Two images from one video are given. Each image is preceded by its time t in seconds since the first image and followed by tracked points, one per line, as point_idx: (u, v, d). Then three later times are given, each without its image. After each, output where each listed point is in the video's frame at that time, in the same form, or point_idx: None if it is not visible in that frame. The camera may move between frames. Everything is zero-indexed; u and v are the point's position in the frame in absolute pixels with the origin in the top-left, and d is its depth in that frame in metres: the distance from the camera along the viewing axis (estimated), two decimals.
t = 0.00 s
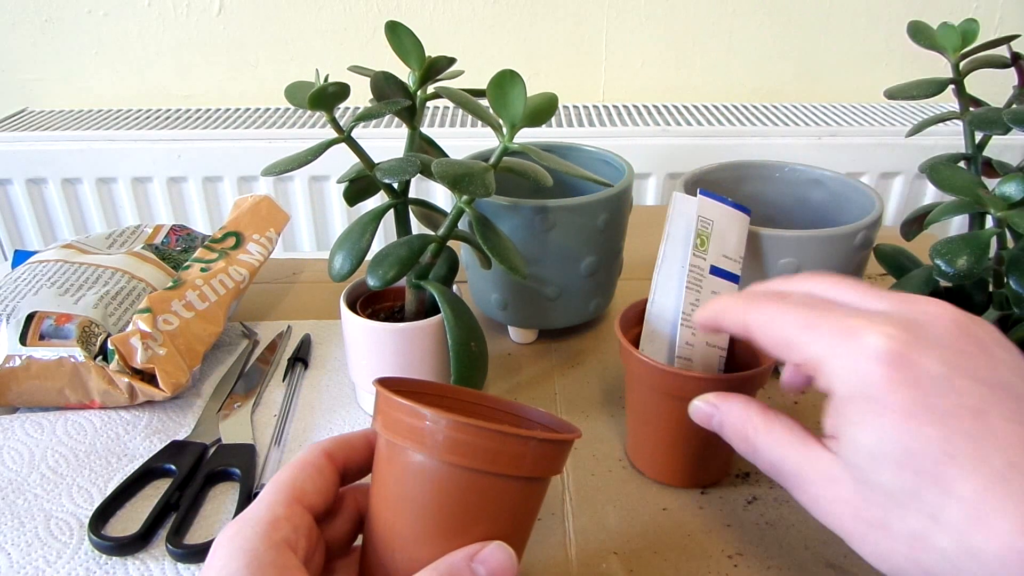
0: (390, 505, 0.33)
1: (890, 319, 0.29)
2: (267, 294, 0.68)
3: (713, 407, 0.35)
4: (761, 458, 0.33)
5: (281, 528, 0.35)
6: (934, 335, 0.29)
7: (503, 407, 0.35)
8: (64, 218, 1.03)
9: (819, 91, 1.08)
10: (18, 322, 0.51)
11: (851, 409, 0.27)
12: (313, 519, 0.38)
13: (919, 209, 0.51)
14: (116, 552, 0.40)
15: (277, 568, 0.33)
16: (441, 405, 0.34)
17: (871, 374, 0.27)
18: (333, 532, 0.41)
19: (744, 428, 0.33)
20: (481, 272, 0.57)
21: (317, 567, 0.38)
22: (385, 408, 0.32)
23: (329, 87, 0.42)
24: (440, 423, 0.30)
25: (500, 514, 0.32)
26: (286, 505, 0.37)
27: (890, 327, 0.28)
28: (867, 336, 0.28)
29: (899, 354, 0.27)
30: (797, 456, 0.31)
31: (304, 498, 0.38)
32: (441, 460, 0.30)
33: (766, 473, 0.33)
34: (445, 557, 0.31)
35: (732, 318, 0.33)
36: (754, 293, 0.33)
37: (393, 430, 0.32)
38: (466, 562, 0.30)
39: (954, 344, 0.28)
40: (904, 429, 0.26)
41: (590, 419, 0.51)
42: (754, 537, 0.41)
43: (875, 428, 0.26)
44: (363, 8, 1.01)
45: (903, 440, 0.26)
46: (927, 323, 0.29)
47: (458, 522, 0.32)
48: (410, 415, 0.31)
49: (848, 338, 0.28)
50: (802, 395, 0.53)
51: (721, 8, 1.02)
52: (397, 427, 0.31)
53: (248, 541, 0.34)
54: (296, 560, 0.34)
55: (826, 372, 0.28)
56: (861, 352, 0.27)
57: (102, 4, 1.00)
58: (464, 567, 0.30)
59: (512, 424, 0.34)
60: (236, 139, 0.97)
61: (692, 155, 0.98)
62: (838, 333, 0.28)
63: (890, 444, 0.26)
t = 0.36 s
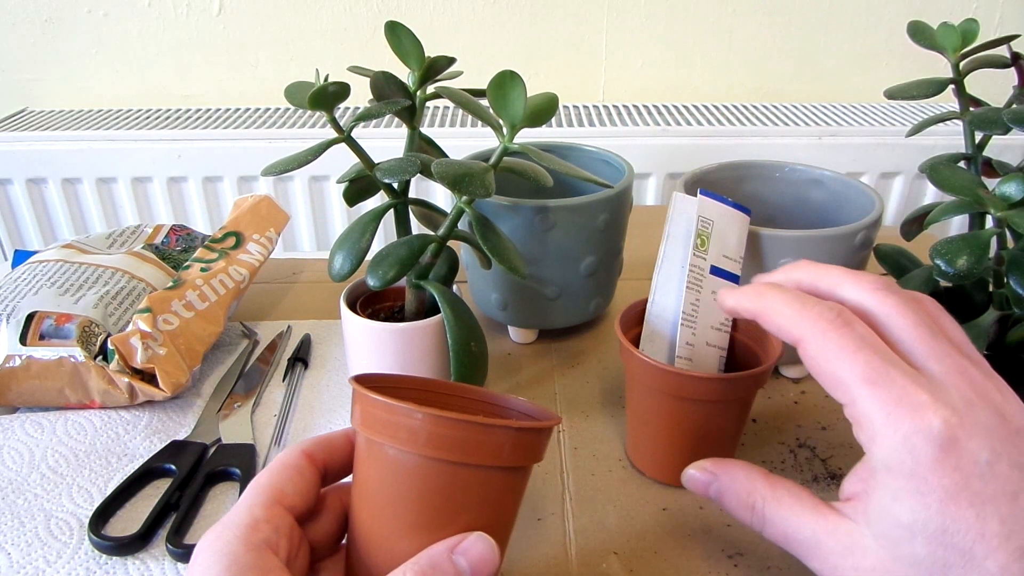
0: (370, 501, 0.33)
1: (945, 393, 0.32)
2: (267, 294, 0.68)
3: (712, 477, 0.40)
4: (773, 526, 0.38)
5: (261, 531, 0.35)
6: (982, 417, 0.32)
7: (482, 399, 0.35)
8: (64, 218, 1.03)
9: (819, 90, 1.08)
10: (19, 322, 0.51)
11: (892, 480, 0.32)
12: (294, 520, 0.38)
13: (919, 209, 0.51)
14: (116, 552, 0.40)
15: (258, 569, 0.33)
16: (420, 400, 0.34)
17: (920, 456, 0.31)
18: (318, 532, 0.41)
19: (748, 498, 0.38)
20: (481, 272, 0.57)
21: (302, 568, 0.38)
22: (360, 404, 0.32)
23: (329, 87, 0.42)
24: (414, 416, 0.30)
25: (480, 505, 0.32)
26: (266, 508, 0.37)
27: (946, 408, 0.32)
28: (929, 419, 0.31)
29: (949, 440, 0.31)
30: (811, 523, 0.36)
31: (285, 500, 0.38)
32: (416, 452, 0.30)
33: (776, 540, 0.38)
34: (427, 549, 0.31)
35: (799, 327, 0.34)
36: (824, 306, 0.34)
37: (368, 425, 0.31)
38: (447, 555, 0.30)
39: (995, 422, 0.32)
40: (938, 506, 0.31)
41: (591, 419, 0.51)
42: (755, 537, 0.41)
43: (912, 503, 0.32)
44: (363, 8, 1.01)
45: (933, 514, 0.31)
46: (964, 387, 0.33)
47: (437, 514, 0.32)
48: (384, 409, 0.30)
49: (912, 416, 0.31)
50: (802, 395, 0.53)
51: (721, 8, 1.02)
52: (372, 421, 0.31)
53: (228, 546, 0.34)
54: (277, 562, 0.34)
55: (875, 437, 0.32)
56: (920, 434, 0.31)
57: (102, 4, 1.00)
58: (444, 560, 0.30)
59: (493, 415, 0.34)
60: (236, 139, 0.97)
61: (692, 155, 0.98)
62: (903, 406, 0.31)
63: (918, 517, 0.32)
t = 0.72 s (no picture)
0: (365, 499, 0.33)
1: (958, 443, 0.32)
2: (267, 294, 0.68)
3: (717, 491, 0.39)
4: (771, 547, 0.38)
5: (255, 531, 0.35)
6: (991, 471, 0.32)
7: (474, 395, 0.35)
8: (64, 218, 1.03)
9: (819, 90, 1.08)
10: (19, 322, 0.51)
11: (893, 522, 0.33)
12: (290, 521, 0.38)
13: (919, 209, 0.51)
14: (116, 552, 0.40)
15: (253, 569, 0.33)
16: (415, 398, 0.34)
17: (926, 506, 0.32)
18: (315, 531, 0.41)
19: (749, 517, 0.38)
20: (481, 272, 0.57)
21: (298, 568, 0.38)
22: (353, 403, 0.32)
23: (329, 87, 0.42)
24: (407, 413, 0.30)
25: (475, 501, 0.32)
26: (260, 508, 0.37)
27: (958, 460, 0.32)
28: (940, 472, 0.31)
29: (957, 493, 0.31)
30: (808, 546, 0.36)
31: (279, 500, 0.38)
32: (409, 449, 0.30)
33: (772, 560, 0.38)
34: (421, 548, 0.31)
35: (824, 361, 0.34)
36: (853, 339, 0.34)
37: (361, 423, 0.32)
38: (442, 552, 0.30)
39: (1002, 475, 0.32)
40: (937, 552, 0.32)
41: (591, 419, 0.51)
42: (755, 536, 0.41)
43: (911, 547, 0.32)
44: (363, 8, 1.01)
45: (932, 559, 0.32)
46: (978, 439, 0.33)
47: (431, 511, 0.32)
48: (376, 406, 0.30)
49: (924, 466, 0.32)
50: (802, 395, 0.53)
51: (721, 8, 1.02)
52: (365, 419, 0.31)
53: (222, 546, 0.34)
54: (272, 561, 0.34)
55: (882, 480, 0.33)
56: (928, 484, 0.32)
57: (102, 4, 1.00)
58: (439, 557, 0.30)
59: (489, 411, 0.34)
60: (236, 139, 0.97)
61: (692, 155, 0.98)
62: (917, 456, 0.32)
63: (917, 558, 0.32)
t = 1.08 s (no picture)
0: (362, 497, 0.33)
1: (959, 442, 0.32)
2: (267, 294, 0.68)
3: (720, 481, 0.40)
4: (771, 541, 0.38)
5: (253, 533, 0.35)
6: (991, 471, 0.32)
7: (472, 393, 0.35)
8: (64, 219, 1.03)
9: (819, 90, 1.08)
10: (18, 322, 0.51)
11: (893, 519, 0.33)
12: (287, 521, 0.38)
13: (918, 209, 0.51)
14: (116, 552, 0.40)
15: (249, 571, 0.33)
16: (414, 396, 0.34)
17: (926, 503, 0.32)
18: (314, 532, 0.41)
19: (750, 509, 0.38)
20: (481, 272, 0.56)
21: (295, 569, 0.38)
22: (349, 401, 0.32)
23: (328, 87, 0.42)
24: (403, 411, 0.30)
25: (473, 499, 0.32)
26: (258, 509, 0.37)
27: (959, 460, 0.32)
28: (940, 469, 0.32)
29: (957, 490, 0.32)
30: (808, 541, 0.36)
31: (277, 501, 0.38)
32: (405, 447, 0.30)
33: (772, 553, 0.38)
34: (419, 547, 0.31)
35: (829, 360, 0.34)
36: (857, 339, 0.34)
37: (358, 421, 0.32)
38: (439, 552, 0.30)
39: (1003, 476, 0.32)
40: (935, 550, 0.32)
41: (591, 419, 0.51)
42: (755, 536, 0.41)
43: (910, 545, 0.32)
44: (363, 8, 1.01)
45: (929, 556, 0.32)
46: (980, 439, 0.33)
47: (429, 509, 0.32)
48: (375, 405, 0.30)
49: (924, 463, 0.32)
50: (803, 395, 0.53)
51: (721, 8, 1.02)
52: (362, 417, 0.31)
53: (219, 548, 0.34)
54: (269, 563, 0.34)
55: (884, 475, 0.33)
56: (928, 481, 0.32)
57: (101, 4, 1.00)
58: (436, 557, 0.30)
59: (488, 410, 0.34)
60: (236, 139, 0.97)
61: (692, 155, 0.98)
62: (918, 454, 0.32)
63: (916, 556, 0.32)
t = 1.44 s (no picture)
0: (356, 495, 0.33)
1: (967, 447, 0.32)
2: (267, 294, 0.68)
3: (722, 484, 0.40)
4: (773, 540, 0.38)
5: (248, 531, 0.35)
6: (998, 476, 0.32)
7: (466, 391, 0.35)
8: (64, 218, 1.03)
9: (819, 90, 1.08)
10: (19, 322, 0.51)
11: (897, 526, 0.33)
12: (282, 519, 0.38)
13: (919, 209, 0.51)
14: (116, 552, 0.40)
15: (245, 570, 0.33)
16: (406, 394, 0.34)
17: (932, 511, 0.32)
18: (310, 531, 0.41)
19: (752, 511, 0.39)
20: (481, 272, 0.56)
21: (292, 568, 0.38)
22: (342, 399, 0.32)
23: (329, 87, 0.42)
24: (395, 407, 0.30)
25: (467, 496, 0.32)
26: (253, 508, 0.37)
27: (967, 466, 0.32)
28: (948, 478, 0.31)
29: (965, 498, 0.31)
30: (808, 544, 0.36)
31: (271, 500, 0.38)
32: (399, 444, 0.30)
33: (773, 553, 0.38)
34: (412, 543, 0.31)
35: (835, 366, 0.34)
36: (863, 344, 0.33)
37: (350, 419, 0.32)
38: (433, 547, 0.30)
39: (1010, 480, 0.32)
40: (940, 556, 0.32)
41: (591, 419, 0.51)
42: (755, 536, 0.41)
43: (914, 550, 0.32)
44: (363, 8, 1.01)
45: (934, 562, 0.32)
46: (987, 444, 0.33)
47: (425, 505, 0.32)
48: (366, 402, 0.30)
49: (933, 472, 0.32)
50: (803, 395, 0.53)
51: (721, 8, 1.02)
52: (356, 415, 0.31)
53: (214, 547, 0.34)
54: (263, 561, 0.34)
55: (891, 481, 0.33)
56: (935, 490, 0.32)
57: (101, 4, 1.00)
58: (430, 552, 0.30)
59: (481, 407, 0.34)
60: (236, 139, 0.97)
61: (692, 155, 0.98)
62: (926, 461, 0.32)
63: (919, 560, 0.32)
